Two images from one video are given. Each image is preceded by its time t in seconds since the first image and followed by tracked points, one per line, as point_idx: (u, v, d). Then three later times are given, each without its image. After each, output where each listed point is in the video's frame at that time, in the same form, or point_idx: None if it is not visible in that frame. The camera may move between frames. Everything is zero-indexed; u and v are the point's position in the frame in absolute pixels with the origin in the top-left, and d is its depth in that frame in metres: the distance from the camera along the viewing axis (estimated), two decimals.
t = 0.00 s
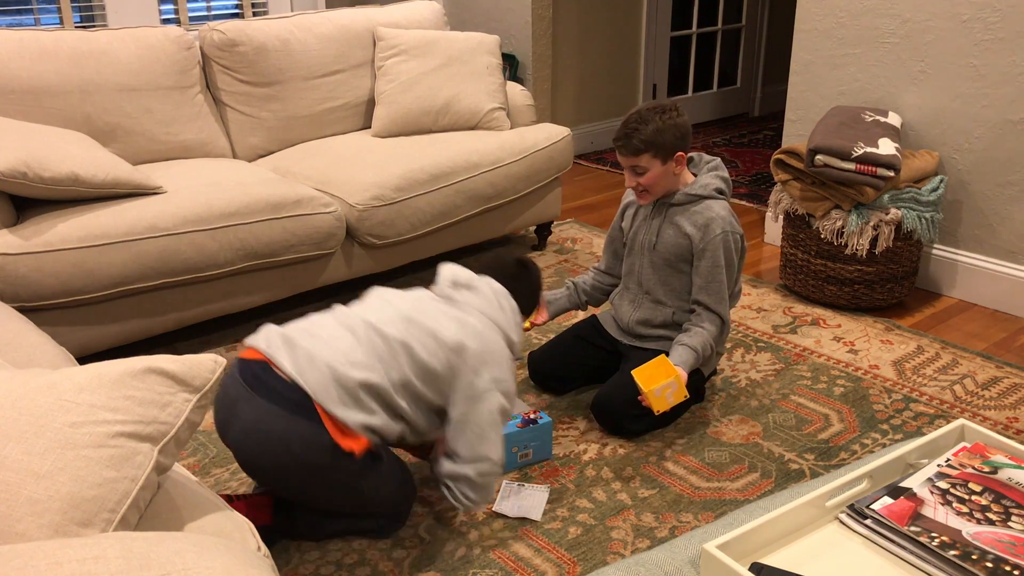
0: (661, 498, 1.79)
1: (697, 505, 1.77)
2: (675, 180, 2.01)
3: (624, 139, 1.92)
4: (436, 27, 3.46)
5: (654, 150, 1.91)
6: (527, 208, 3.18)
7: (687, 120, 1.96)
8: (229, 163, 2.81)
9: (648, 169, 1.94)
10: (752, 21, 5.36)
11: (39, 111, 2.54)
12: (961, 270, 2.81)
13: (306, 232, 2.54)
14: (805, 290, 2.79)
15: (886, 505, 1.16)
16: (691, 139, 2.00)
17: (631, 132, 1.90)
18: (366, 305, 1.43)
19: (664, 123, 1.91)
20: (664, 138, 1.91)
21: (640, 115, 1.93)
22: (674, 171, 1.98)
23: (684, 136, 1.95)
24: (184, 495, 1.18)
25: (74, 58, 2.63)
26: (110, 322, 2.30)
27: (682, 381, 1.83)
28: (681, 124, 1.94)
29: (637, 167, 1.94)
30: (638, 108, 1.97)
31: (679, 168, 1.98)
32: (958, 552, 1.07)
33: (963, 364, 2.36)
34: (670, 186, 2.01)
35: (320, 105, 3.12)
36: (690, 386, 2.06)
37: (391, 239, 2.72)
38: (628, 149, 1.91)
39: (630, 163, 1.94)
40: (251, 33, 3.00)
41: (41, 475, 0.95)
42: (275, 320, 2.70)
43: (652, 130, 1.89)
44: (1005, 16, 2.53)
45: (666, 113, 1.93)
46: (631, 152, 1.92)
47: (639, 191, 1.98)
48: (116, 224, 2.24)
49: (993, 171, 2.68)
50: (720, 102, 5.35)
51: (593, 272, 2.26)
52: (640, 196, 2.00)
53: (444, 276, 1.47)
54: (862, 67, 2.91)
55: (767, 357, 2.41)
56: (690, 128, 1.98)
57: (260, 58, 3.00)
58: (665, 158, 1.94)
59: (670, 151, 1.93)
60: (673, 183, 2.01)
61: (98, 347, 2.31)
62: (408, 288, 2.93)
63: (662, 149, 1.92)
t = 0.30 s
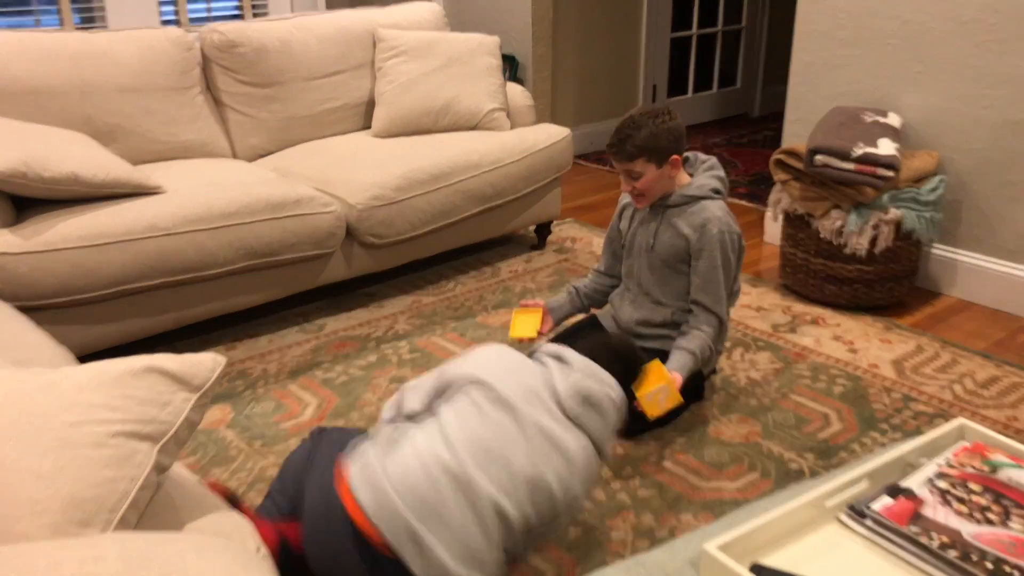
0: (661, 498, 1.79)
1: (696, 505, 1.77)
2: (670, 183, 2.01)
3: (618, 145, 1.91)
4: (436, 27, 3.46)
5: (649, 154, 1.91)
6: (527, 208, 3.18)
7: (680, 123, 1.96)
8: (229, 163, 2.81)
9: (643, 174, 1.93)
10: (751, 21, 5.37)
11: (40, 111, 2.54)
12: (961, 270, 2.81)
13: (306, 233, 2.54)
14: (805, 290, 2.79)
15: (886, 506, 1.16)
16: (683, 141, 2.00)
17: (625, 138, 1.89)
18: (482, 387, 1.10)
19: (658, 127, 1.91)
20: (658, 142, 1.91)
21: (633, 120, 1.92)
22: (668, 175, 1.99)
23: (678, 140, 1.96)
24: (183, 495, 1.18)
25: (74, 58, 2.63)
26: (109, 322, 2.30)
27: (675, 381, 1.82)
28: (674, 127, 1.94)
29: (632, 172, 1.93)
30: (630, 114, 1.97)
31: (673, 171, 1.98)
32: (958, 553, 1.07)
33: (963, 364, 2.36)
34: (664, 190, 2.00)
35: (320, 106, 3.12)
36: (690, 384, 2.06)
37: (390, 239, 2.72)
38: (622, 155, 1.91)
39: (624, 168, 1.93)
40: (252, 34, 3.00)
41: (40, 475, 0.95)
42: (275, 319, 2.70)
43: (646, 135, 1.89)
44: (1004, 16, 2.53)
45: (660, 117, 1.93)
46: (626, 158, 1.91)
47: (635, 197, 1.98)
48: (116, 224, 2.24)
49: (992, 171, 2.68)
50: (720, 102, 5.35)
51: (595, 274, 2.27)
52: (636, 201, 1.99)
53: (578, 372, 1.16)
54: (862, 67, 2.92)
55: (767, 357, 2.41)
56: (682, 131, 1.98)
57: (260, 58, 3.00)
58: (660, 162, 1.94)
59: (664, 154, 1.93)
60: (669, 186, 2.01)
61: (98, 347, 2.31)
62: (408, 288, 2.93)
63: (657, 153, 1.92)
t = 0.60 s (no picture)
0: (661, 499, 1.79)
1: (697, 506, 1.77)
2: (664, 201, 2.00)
3: (615, 155, 1.92)
4: (436, 26, 3.46)
5: (645, 167, 1.91)
6: (527, 208, 3.18)
7: (677, 141, 1.97)
8: (229, 163, 2.81)
9: (639, 186, 1.93)
10: (752, 20, 5.36)
11: (39, 111, 2.54)
12: (962, 270, 2.81)
13: (306, 233, 2.54)
14: (805, 290, 2.79)
15: (886, 505, 1.07)
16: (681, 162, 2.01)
17: (622, 149, 1.90)
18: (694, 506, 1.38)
19: (655, 143, 1.92)
20: (654, 156, 1.91)
21: (632, 132, 1.93)
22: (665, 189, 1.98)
23: (675, 156, 1.96)
24: (183, 496, 1.18)
25: (73, 58, 2.63)
26: (109, 322, 2.30)
27: (653, 329, 1.96)
28: (672, 141, 1.95)
29: (628, 183, 1.93)
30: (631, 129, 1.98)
31: (669, 188, 1.97)
32: (959, 552, 0.99)
33: (964, 364, 2.36)
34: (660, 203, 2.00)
35: (320, 105, 3.12)
36: (691, 385, 2.06)
37: (391, 239, 2.72)
38: (619, 165, 1.91)
39: (620, 179, 1.93)
40: (251, 33, 3.00)
41: (39, 476, 0.95)
42: (275, 320, 2.70)
43: (644, 147, 1.90)
44: (1005, 16, 2.53)
45: (658, 132, 1.94)
46: (622, 168, 1.91)
47: (628, 210, 1.97)
48: (115, 224, 2.24)
49: (992, 171, 2.68)
50: (720, 101, 5.35)
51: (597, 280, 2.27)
52: (628, 216, 1.99)
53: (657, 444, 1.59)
54: (862, 67, 2.91)
55: (767, 357, 2.40)
56: (679, 150, 1.98)
57: (260, 58, 3.00)
58: (656, 177, 1.94)
59: (661, 169, 1.93)
60: (663, 203, 2.01)
61: (98, 347, 2.31)
62: (408, 288, 2.93)
63: (653, 167, 1.92)
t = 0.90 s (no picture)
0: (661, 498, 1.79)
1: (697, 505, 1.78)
2: (674, 183, 2.00)
3: (628, 138, 1.90)
4: (436, 27, 3.46)
5: (657, 151, 1.91)
6: (527, 208, 3.18)
7: (689, 122, 1.96)
8: (229, 163, 2.81)
9: (649, 170, 1.93)
10: (751, 21, 5.37)
11: (40, 111, 2.54)
12: (961, 271, 2.81)
13: (307, 233, 2.54)
14: (805, 290, 2.79)
15: (886, 505, 1.07)
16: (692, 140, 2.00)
17: (635, 132, 1.89)
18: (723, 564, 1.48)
19: (668, 124, 1.91)
20: (667, 140, 1.90)
21: (644, 114, 1.91)
22: (674, 174, 1.98)
23: (687, 139, 1.95)
24: (188, 497, 1.18)
25: (73, 58, 2.63)
26: (109, 323, 2.30)
27: (654, 325, 1.96)
28: (684, 124, 1.94)
29: (638, 167, 1.93)
30: (642, 108, 1.96)
31: (679, 171, 1.98)
32: (958, 552, 0.99)
33: (963, 364, 2.36)
34: (669, 188, 2.00)
35: (320, 106, 3.12)
36: (692, 386, 2.07)
37: (391, 239, 2.72)
38: (631, 148, 1.90)
39: (631, 162, 1.92)
40: (252, 33, 3.00)
41: (44, 476, 0.95)
42: (275, 320, 2.70)
43: (656, 130, 1.89)
44: (1004, 16, 2.53)
45: (672, 114, 1.93)
46: (634, 152, 1.90)
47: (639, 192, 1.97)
48: (116, 225, 2.24)
49: (992, 171, 2.68)
50: (719, 102, 5.35)
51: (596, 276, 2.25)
52: (639, 196, 1.99)
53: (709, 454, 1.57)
54: (862, 67, 2.92)
55: (767, 357, 2.41)
56: (691, 131, 1.98)
57: (260, 58, 3.00)
58: (667, 160, 1.94)
59: (672, 153, 1.93)
60: (673, 185, 2.01)
61: (98, 347, 2.31)
62: (408, 289, 2.93)
63: (665, 151, 1.91)
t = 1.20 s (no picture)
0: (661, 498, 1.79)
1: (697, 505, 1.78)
2: (678, 180, 2.01)
3: (638, 132, 1.90)
4: (436, 26, 3.46)
5: (665, 147, 1.91)
6: (527, 208, 3.18)
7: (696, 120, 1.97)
8: (229, 163, 2.81)
9: (656, 166, 1.93)
10: (751, 20, 5.36)
11: (40, 111, 2.54)
12: (961, 270, 2.81)
13: (307, 233, 2.54)
14: (805, 290, 2.79)
15: (886, 505, 1.07)
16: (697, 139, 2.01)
17: (643, 127, 1.89)
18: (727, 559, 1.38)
19: (676, 121, 1.91)
20: (676, 136, 1.91)
21: (653, 109, 1.91)
22: (679, 171, 1.99)
23: (693, 137, 1.96)
24: (187, 497, 1.18)
25: (73, 58, 2.63)
26: (109, 322, 2.30)
27: (659, 333, 1.96)
28: (692, 122, 1.95)
29: (646, 162, 1.93)
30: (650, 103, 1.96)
31: (684, 168, 1.99)
32: (957, 552, 0.99)
33: (963, 364, 2.36)
34: (674, 185, 2.01)
35: (320, 105, 3.12)
36: (693, 386, 2.07)
37: (391, 239, 2.72)
38: (641, 143, 1.89)
39: (638, 158, 1.92)
40: (252, 33, 3.00)
41: (44, 476, 0.95)
42: (275, 320, 2.70)
43: (666, 126, 1.89)
44: (1005, 16, 2.53)
45: (678, 111, 1.93)
46: (643, 147, 1.90)
47: (643, 186, 1.97)
48: (116, 224, 2.24)
49: (992, 171, 2.68)
50: (719, 101, 5.35)
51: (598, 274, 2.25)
52: (644, 191, 1.99)
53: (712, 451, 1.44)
54: (862, 67, 2.92)
55: (767, 357, 2.41)
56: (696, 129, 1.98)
57: (260, 58, 3.00)
58: (674, 157, 1.94)
59: (679, 149, 1.93)
60: (677, 182, 2.02)
61: (98, 347, 2.32)
62: (408, 289, 2.93)
63: (673, 148, 1.92)
